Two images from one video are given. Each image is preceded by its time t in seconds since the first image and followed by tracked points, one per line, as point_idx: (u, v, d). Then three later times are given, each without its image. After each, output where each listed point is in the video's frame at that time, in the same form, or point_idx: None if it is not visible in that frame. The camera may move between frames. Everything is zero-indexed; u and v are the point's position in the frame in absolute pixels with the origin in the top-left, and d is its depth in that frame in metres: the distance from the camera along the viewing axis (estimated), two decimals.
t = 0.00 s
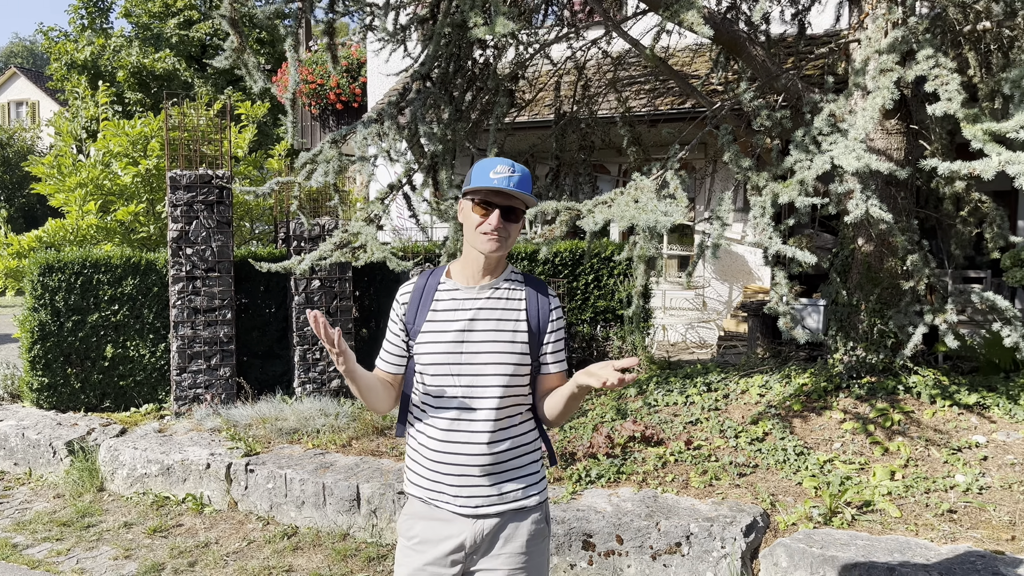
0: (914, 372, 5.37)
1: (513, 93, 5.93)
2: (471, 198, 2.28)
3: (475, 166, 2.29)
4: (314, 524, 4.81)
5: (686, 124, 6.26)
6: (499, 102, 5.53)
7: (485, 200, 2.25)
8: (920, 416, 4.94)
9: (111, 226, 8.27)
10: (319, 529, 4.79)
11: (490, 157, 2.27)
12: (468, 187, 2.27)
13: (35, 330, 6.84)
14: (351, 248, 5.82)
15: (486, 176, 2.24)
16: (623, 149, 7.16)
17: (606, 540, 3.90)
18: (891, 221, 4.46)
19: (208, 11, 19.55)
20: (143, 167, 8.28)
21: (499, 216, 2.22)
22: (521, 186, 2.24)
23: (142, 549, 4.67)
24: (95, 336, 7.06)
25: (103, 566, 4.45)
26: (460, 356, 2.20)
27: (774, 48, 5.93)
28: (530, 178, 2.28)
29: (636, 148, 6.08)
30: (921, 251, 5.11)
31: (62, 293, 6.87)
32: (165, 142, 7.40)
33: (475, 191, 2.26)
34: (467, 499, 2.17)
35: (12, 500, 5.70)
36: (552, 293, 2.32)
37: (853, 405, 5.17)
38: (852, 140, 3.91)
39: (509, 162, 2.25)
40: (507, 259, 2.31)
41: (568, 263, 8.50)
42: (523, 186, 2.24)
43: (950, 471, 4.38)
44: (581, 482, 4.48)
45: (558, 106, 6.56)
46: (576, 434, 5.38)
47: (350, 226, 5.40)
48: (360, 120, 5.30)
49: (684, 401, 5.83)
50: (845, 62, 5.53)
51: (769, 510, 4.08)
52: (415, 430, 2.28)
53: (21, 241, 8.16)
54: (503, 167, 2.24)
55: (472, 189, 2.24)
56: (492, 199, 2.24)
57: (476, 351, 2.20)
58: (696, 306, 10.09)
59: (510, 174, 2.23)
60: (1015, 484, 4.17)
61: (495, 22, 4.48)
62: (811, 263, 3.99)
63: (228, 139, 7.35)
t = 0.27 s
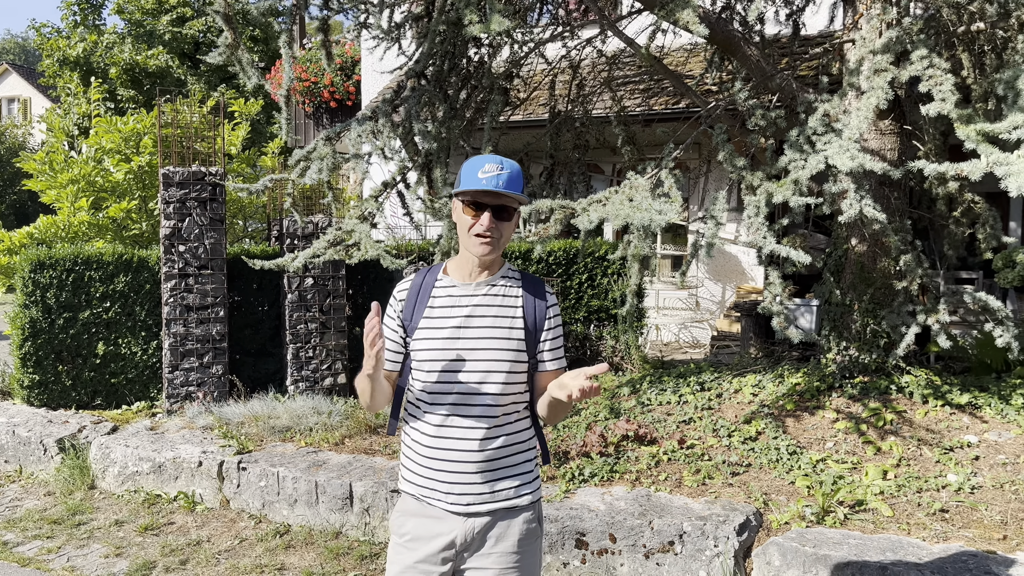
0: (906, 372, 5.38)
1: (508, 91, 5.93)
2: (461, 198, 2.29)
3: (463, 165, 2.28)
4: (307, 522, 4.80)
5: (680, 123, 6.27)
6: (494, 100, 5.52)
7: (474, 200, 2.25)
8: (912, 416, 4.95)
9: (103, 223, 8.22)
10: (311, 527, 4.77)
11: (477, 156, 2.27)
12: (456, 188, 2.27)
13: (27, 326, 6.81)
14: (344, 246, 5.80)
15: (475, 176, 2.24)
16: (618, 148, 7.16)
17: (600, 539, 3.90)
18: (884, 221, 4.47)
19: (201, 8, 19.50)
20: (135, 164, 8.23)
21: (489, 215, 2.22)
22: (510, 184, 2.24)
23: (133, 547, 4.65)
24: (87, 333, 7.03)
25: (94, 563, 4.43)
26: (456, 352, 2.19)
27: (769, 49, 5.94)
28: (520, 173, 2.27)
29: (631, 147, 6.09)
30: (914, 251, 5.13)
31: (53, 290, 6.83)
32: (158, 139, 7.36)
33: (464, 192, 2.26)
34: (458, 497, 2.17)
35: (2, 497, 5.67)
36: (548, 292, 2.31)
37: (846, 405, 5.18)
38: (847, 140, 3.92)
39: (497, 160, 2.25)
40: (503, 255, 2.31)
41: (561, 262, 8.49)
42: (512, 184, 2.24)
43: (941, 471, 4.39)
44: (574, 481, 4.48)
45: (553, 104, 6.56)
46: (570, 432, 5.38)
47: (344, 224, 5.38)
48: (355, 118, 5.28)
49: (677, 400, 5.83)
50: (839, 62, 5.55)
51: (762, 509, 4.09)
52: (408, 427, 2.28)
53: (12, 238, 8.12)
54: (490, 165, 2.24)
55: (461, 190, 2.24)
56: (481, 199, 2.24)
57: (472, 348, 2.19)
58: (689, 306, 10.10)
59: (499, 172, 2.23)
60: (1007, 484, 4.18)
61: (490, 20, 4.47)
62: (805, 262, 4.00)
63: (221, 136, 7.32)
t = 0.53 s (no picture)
0: (901, 373, 5.41)
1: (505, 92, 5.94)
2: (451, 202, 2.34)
3: (450, 170, 2.34)
4: (302, 522, 4.79)
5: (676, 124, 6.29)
6: (490, 101, 5.53)
7: (458, 202, 2.29)
8: (907, 417, 4.97)
9: (97, 222, 8.19)
10: (307, 527, 4.77)
11: (461, 159, 2.32)
12: (443, 192, 2.32)
13: (21, 325, 6.78)
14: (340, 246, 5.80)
15: (457, 178, 2.28)
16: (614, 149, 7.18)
17: (596, 539, 3.91)
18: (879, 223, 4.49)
19: (196, 7, 19.46)
20: (130, 162, 8.19)
21: (472, 216, 2.25)
22: (492, 181, 2.25)
23: (128, 547, 4.64)
24: (81, 332, 7.01)
25: (89, 563, 4.42)
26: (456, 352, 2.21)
27: (765, 51, 5.96)
28: (505, 171, 2.27)
29: (627, 148, 6.10)
30: (909, 253, 5.16)
31: (48, 289, 6.81)
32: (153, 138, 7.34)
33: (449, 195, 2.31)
34: (455, 496, 2.17)
35: None
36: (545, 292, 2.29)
37: (841, 406, 5.20)
38: (843, 142, 3.94)
39: (478, 160, 2.28)
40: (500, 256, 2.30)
41: (557, 263, 8.50)
42: (493, 181, 2.25)
43: (935, 472, 4.41)
44: (570, 481, 4.49)
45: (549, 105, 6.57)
46: (566, 433, 5.39)
47: (341, 223, 5.38)
48: (352, 117, 5.28)
49: (673, 401, 5.84)
50: (834, 65, 5.57)
51: (757, 509, 4.10)
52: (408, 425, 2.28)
53: (6, 236, 8.09)
54: (471, 166, 2.27)
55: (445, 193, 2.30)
56: (464, 200, 2.27)
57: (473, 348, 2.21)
58: (684, 306, 10.13)
59: (479, 172, 2.26)
60: (1000, 484, 4.21)
61: (488, 20, 4.48)
62: (800, 264, 4.01)
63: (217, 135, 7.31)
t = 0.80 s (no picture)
0: (896, 375, 5.41)
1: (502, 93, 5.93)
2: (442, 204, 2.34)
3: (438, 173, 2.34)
4: (297, 523, 4.78)
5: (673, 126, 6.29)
6: (487, 102, 5.52)
7: (444, 205, 2.28)
8: (902, 419, 4.98)
9: (93, 221, 8.17)
10: (301, 528, 4.76)
11: (448, 162, 2.31)
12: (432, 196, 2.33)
13: (15, 325, 6.76)
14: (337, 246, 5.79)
15: (442, 182, 2.28)
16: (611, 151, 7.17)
17: (591, 540, 3.90)
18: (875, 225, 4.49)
19: (193, 7, 19.44)
20: (126, 163, 8.17)
21: (454, 218, 2.24)
22: (474, 183, 2.23)
23: (122, 548, 4.62)
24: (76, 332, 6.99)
25: (82, 564, 4.40)
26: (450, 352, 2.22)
27: (761, 53, 5.96)
28: (489, 172, 2.24)
29: (623, 150, 6.10)
30: (904, 255, 5.16)
31: (43, 288, 6.79)
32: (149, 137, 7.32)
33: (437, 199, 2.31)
34: (445, 496, 2.17)
35: None
36: (539, 293, 2.25)
37: (836, 408, 5.21)
38: (838, 144, 3.95)
39: (461, 162, 2.26)
40: (491, 257, 2.28)
41: (554, 264, 8.50)
42: (474, 182, 2.22)
43: (930, 474, 4.42)
44: (565, 482, 4.49)
45: (546, 106, 6.57)
46: (561, 434, 5.38)
47: (337, 224, 5.37)
48: (348, 118, 5.27)
49: (668, 402, 5.84)
50: (831, 67, 5.58)
51: (753, 511, 4.10)
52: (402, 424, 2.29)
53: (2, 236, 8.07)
54: (454, 168, 2.26)
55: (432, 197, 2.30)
56: (449, 203, 2.27)
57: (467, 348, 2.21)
58: (681, 308, 10.12)
59: (461, 174, 2.24)
60: (995, 487, 4.21)
61: (484, 21, 4.48)
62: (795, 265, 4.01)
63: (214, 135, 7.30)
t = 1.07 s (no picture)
0: (898, 380, 5.41)
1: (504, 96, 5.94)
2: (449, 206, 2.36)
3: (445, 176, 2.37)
4: (297, 526, 4.77)
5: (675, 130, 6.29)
6: (489, 105, 5.53)
7: (447, 206, 2.30)
8: (904, 423, 4.97)
9: (94, 223, 8.17)
10: (302, 530, 4.75)
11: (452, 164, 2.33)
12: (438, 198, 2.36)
13: (17, 327, 6.74)
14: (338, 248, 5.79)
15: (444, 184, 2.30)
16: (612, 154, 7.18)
17: (592, 544, 3.90)
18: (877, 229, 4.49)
19: (196, 10, 19.48)
20: (128, 165, 8.17)
21: (454, 219, 2.24)
22: (470, 183, 2.23)
23: (122, 549, 4.62)
24: (77, 334, 6.98)
25: (82, 565, 4.40)
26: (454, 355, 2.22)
27: (764, 57, 5.97)
28: (487, 172, 2.23)
29: (625, 153, 6.11)
30: (906, 259, 5.16)
31: (44, 290, 6.78)
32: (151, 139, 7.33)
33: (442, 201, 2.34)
34: (448, 494, 2.19)
35: None
36: (547, 299, 2.21)
37: (838, 412, 5.20)
38: (841, 148, 3.95)
39: (461, 163, 2.27)
40: (494, 259, 2.27)
41: (555, 267, 8.50)
42: (470, 182, 2.22)
43: (932, 478, 4.41)
44: (566, 486, 4.48)
45: (548, 110, 6.57)
46: (562, 437, 5.38)
47: (339, 226, 5.36)
48: (350, 120, 5.27)
49: (670, 406, 5.83)
50: (833, 71, 5.58)
51: (754, 515, 4.10)
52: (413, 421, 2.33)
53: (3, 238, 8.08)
54: (455, 170, 2.27)
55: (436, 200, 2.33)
56: (450, 204, 2.28)
57: (471, 351, 2.20)
58: (681, 312, 10.12)
59: (459, 175, 2.25)
60: (997, 491, 4.20)
61: (487, 24, 4.48)
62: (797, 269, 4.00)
63: (215, 138, 7.31)
